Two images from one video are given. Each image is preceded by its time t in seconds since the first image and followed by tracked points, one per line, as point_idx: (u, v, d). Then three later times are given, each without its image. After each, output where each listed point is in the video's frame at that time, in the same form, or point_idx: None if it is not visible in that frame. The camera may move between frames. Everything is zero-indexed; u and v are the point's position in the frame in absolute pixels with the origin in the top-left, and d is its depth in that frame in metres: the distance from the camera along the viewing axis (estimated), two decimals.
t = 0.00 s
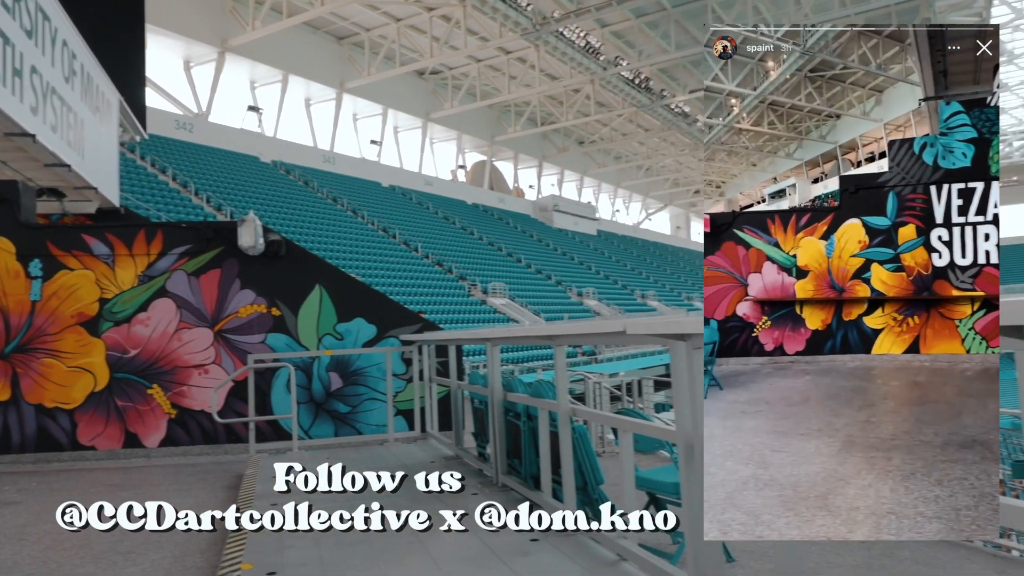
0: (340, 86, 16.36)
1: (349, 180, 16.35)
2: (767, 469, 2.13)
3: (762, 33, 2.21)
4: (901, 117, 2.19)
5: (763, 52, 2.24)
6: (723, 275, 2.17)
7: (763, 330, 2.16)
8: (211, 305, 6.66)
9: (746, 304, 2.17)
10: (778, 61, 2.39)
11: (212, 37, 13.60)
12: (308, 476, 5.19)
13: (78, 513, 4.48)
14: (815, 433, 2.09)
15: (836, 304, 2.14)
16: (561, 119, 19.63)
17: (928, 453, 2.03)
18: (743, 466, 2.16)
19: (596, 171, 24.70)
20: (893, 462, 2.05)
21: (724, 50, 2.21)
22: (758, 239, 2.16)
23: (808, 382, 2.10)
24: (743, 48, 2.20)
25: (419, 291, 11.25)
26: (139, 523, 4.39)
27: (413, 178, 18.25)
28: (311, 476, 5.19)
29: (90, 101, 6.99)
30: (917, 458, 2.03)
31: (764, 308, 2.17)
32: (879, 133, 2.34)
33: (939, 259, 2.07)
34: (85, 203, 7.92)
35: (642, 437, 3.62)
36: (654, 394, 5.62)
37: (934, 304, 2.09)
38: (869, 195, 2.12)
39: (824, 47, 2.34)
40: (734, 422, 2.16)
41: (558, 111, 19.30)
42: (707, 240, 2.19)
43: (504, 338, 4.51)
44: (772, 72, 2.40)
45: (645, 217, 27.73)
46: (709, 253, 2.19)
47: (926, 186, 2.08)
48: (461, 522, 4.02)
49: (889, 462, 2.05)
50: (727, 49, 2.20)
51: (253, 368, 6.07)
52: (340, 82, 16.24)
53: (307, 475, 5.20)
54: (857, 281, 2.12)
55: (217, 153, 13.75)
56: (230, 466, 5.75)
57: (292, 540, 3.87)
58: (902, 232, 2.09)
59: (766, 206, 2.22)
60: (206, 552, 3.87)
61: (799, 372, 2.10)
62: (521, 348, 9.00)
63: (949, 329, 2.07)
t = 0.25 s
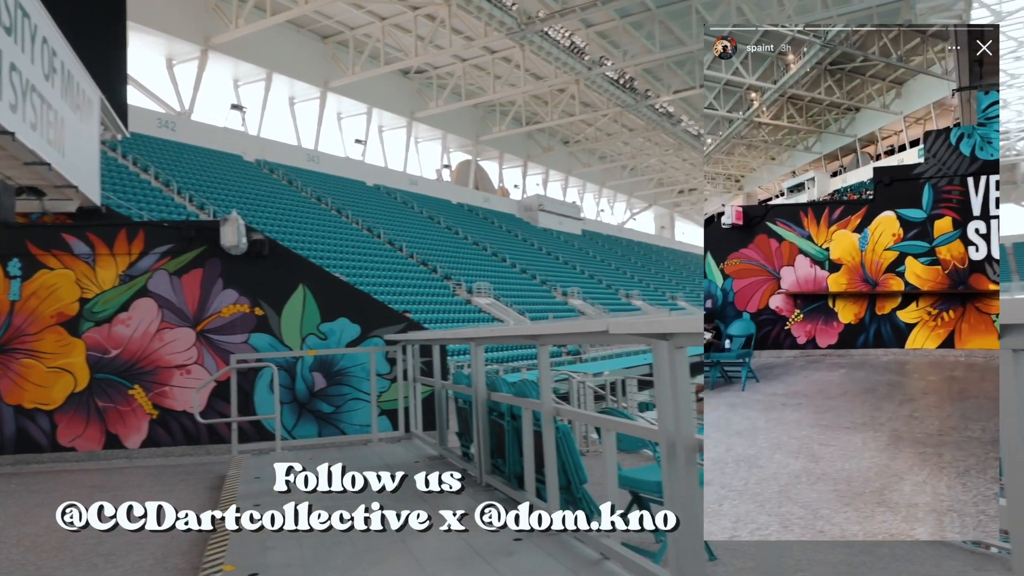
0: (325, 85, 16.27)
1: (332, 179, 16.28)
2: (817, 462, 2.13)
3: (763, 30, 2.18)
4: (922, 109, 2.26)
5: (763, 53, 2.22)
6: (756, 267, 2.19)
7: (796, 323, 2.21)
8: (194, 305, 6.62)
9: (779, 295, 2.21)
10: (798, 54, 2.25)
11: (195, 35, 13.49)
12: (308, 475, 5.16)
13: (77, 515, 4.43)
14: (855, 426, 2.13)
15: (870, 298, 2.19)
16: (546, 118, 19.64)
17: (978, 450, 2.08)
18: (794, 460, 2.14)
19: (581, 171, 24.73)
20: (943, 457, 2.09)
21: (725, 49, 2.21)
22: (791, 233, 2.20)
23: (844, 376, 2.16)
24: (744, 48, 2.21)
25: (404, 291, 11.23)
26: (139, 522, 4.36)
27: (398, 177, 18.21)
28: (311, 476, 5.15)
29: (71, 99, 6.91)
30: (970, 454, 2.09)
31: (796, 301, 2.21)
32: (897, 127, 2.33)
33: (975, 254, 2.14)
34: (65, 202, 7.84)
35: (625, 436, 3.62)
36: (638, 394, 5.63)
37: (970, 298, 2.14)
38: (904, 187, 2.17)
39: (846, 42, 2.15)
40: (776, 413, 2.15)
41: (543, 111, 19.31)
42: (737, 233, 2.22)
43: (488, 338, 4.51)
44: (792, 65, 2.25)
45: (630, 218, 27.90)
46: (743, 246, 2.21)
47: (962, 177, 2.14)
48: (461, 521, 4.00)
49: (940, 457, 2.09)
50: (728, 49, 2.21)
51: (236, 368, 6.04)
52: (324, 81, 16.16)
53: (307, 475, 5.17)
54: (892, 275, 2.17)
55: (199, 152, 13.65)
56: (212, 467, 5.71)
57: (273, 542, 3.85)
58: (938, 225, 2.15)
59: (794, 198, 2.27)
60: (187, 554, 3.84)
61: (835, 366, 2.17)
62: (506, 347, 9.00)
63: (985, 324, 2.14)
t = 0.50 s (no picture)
0: (304, 84, 16.17)
1: (311, 178, 16.18)
2: (864, 462, 2.61)
3: (758, 32, 2.72)
4: (941, 102, 2.83)
5: (762, 54, 2.74)
6: (788, 263, 2.70)
7: (825, 318, 2.74)
8: (170, 305, 6.55)
9: (807, 290, 2.72)
10: (813, 48, 2.80)
11: (172, 32, 13.34)
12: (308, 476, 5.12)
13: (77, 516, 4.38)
14: (893, 425, 2.61)
15: (900, 293, 2.73)
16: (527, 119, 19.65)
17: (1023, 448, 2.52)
18: (840, 458, 2.64)
19: (561, 171, 24.75)
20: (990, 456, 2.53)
21: (724, 48, 2.73)
22: (820, 227, 2.71)
23: (875, 371, 2.68)
24: (741, 47, 2.73)
25: (383, 292, 11.18)
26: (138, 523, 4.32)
27: (377, 177, 18.14)
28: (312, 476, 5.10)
29: (45, 96, 6.82)
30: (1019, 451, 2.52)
31: (825, 297, 2.73)
32: (915, 122, 2.94)
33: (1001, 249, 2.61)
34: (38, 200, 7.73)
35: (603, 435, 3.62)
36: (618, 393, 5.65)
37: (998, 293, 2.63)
38: (935, 179, 2.64)
39: (862, 37, 2.74)
40: (813, 411, 2.66)
41: (523, 111, 19.32)
42: (768, 227, 2.72)
43: (466, 338, 4.51)
44: (809, 59, 2.78)
45: (610, 218, 27.99)
46: (772, 240, 2.72)
47: (992, 168, 2.60)
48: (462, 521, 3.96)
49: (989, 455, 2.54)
50: (727, 48, 2.74)
51: (213, 369, 5.99)
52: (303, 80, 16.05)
53: (308, 475, 5.12)
54: (924, 270, 2.70)
55: (176, 150, 13.50)
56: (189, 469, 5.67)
57: (250, 543, 3.83)
58: (972, 219, 2.63)
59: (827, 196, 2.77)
60: (162, 556, 3.81)
61: (865, 361, 2.68)
62: (485, 347, 8.98)
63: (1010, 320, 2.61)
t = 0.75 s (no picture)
0: (282, 83, 16.06)
1: (290, 178, 16.07)
2: (919, 462, 2.36)
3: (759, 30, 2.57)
4: (964, 98, 2.48)
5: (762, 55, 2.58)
6: (822, 260, 2.52)
7: (860, 315, 2.54)
8: (145, 306, 6.49)
9: (842, 287, 2.53)
10: (837, 46, 2.62)
11: (147, 30, 13.20)
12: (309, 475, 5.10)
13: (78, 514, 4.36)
14: (945, 424, 2.36)
15: (939, 290, 2.46)
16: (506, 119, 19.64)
17: None
18: (894, 458, 2.39)
19: (540, 172, 24.77)
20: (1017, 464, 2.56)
21: (724, 49, 2.57)
22: (855, 223, 2.50)
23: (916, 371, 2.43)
24: (742, 47, 2.56)
25: (363, 292, 11.14)
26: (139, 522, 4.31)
27: (356, 177, 18.05)
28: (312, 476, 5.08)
29: (18, 95, 6.72)
30: None
31: (861, 294, 2.53)
32: (939, 116, 2.63)
33: None
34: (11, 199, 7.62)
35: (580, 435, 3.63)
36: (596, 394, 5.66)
37: None
38: (975, 174, 2.39)
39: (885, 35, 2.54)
40: (861, 409, 2.43)
41: (503, 112, 19.31)
42: (801, 224, 2.55)
43: (444, 339, 4.50)
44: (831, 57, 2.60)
45: (590, 219, 28.08)
46: (805, 237, 2.54)
47: None
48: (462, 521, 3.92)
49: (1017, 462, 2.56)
50: (727, 49, 2.57)
51: (188, 370, 5.93)
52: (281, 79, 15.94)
53: (308, 475, 5.11)
54: (962, 266, 2.43)
55: (152, 149, 13.37)
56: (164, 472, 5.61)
57: (226, 546, 3.80)
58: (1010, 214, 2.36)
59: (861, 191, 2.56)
60: (136, 560, 3.77)
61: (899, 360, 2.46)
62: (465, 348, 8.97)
63: None
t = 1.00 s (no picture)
0: (260, 83, 15.94)
1: (268, 179, 15.97)
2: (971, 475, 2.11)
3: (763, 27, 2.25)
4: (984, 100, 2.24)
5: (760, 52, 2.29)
6: (850, 262, 2.34)
7: (891, 319, 2.31)
8: (119, 308, 6.41)
9: (873, 291, 2.32)
10: (858, 50, 2.37)
11: (122, 29, 13.05)
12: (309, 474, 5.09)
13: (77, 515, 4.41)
14: (991, 435, 2.09)
15: (973, 295, 2.20)
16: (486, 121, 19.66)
17: None
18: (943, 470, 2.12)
19: (520, 173, 24.81)
20: None
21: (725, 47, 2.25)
22: (886, 225, 2.29)
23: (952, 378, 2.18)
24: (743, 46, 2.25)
25: (342, 294, 11.09)
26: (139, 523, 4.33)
27: (335, 178, 17.98)
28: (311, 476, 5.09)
29: None
30: None
31: (892, 297, 2.30)
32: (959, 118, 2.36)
33: None
34: None
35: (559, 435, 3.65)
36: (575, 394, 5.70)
37: None
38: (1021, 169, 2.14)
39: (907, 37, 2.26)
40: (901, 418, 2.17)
41: (482, 113, 19.32)
42: (830, 228, 2.37)
43: (421, 340, 4.50)
44: (853, 61, 2.38)
45: (569, 220, 28.19)
46: (832, 240, 2.36)
47: None
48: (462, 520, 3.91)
49: None
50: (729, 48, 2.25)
51: (163, 372, 5.86)
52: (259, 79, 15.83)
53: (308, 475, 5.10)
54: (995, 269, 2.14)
55: (127, 149, 13.20)
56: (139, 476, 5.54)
57: (202, 551, 3.76)
58: None
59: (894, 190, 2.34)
60: (109, 566, 3.71)
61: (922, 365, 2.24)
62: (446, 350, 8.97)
63: None
